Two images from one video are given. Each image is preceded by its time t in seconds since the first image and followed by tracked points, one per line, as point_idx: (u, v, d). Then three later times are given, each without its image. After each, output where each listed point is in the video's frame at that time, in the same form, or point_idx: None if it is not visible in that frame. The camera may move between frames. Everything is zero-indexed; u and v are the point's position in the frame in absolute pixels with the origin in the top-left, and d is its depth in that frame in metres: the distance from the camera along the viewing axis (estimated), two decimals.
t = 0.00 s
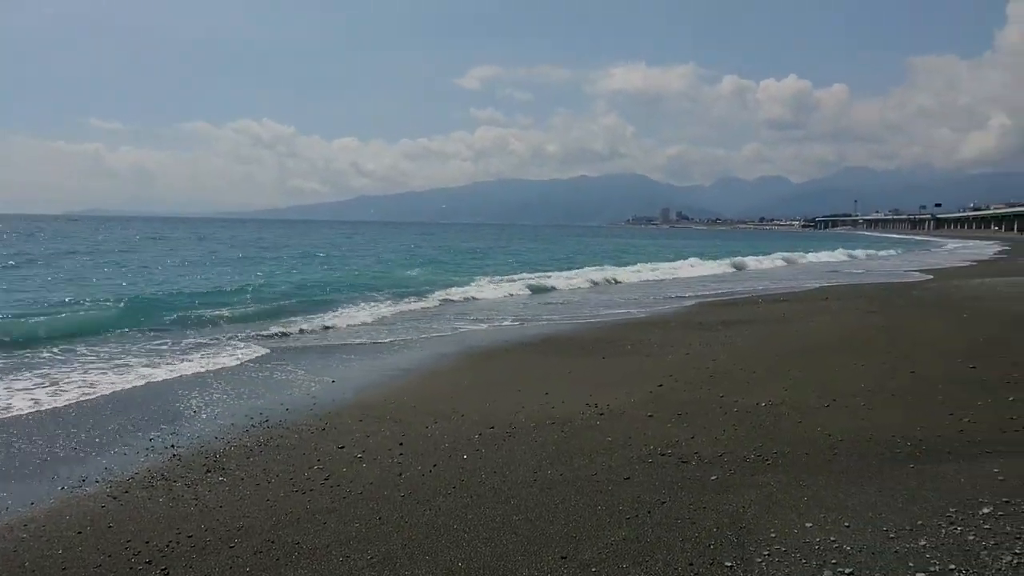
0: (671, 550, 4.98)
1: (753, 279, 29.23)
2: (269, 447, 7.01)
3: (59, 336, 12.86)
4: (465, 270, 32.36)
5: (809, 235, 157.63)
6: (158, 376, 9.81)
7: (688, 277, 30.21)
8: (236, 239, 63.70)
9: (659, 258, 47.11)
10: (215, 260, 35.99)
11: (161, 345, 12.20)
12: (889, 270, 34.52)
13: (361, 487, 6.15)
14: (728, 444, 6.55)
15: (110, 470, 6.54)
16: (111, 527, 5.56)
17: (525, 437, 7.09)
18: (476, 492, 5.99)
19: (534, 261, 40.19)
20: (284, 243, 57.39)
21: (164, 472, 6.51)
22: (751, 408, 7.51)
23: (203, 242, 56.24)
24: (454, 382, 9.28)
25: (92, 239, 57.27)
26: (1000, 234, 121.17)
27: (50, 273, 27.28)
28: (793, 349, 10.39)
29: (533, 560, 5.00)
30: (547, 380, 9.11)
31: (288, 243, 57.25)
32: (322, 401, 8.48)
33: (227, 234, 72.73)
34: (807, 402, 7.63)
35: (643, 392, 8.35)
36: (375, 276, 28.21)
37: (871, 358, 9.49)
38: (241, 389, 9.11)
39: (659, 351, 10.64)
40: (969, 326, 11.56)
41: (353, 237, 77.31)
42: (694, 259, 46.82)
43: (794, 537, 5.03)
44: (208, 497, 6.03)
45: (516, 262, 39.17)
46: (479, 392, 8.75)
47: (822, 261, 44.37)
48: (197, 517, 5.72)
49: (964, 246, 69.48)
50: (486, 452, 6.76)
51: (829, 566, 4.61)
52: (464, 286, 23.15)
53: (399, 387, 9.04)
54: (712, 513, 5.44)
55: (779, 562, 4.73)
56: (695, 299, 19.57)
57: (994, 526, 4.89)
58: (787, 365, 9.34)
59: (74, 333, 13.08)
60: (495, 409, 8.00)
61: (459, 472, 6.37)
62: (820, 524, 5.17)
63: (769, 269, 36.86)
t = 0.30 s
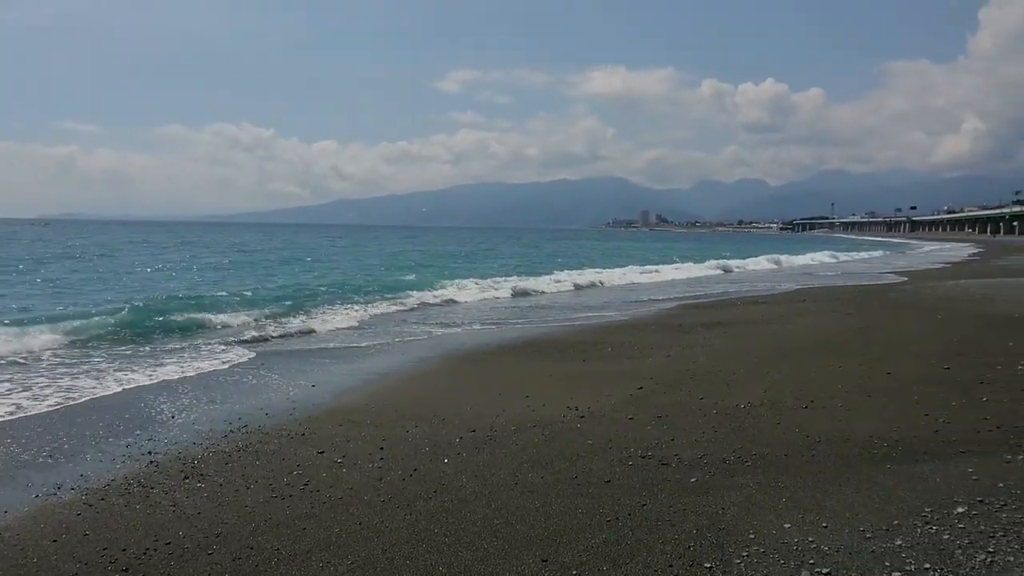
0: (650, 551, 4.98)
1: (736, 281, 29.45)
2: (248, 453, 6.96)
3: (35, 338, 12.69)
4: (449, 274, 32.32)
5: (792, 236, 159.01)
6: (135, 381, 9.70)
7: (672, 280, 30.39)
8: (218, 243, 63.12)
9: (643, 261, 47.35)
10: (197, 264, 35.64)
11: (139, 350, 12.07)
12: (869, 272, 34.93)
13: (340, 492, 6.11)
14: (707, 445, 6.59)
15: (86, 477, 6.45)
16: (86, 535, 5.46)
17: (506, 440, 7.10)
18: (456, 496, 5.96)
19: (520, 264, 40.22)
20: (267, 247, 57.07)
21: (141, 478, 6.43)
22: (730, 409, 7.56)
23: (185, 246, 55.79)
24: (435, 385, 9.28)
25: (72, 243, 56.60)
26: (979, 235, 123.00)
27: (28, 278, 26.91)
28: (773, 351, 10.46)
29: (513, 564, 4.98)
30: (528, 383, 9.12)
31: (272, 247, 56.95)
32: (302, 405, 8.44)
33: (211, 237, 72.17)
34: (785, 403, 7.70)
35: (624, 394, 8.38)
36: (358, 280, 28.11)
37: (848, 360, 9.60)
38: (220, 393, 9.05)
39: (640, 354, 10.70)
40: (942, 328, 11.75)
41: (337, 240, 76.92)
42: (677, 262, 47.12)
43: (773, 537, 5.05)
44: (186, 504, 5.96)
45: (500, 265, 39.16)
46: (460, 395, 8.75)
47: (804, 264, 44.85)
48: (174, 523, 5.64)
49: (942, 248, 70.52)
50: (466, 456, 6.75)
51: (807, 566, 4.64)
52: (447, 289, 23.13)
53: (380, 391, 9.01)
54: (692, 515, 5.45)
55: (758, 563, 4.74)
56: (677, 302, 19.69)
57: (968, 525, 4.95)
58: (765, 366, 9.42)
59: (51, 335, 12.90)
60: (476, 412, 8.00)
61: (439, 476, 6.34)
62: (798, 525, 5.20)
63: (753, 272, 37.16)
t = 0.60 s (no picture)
0: (634, 554, 4.98)
1: (720, 284, 29.62)
2: (229, 458, 6.90)
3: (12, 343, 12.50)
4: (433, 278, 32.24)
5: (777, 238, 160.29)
6: (114, 388, 9.57)
7: (657, 283, 30.53)
8: (203, 247, 62.65)
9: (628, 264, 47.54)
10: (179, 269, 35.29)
11: (116, 356, 11.91)
12: (850, 273, 35.33)
13: (323, 498, 6.06)
14: (689, 448, 6.62)
15: (64, 485, 6.36)
16: (64, 543, 5.37)
17: (489, 444, 7.09)
18: (440, 500, 5.94)
19: (506, 267, 40.19)
20: (251, 250, 56.69)
21: (121, 485, 6.34)
22: (711, 412, 7.60)
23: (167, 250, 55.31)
24: (418, 389, 9.26)
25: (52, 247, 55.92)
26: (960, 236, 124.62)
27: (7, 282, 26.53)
28: (754, 353, 10.53)
29: (497, 568, 4.96)
30: (512, 387, 9.12)
31: (256, 250, 56.59)
32: (284, 410, 8.38)
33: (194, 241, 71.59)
34: (766, 405, 7.74)
35: (606, 397, 8.40)
36: (342, 284, 27.96)
37: (828, 362, 9.68)
38: (201, 399, 8.97)
39: (623, 357, 10.73)
40: (920, 329, 11.91)
41: (321, 243, 76.46)
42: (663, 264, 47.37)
43: (755, 539, 5.06)
44: (166, 511, 5.88)
45: (485, 269, 39.10)
46: (443, 399, 8.73)
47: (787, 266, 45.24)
48: (154, 531, 5.56)
49: (923, 250, 71.43)
50: (449, 460, 6.73)
51: (789, 567, 4.66)
52: (432, 292, 23.08)
53: (361, 395, 8.99)
54: (675, 518, 5.46)
55: (741, 564, 4.75)
56: (661, 305, 19.79)
57: (947, 525, 5.00)
58: (746, 369, 9.47)
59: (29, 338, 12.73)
60: (459, 416, 7.99)
61: (422, 481, 6.32)
62: (781, 527, 5.22)
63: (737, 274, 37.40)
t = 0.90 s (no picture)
0: (619, 556, 4.99)
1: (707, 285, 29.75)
2: (213, 463, 6.84)
3: None
4: (420, 279, 32.15)
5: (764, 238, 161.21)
6: (95, 391, 9.48)
7: (644, 284, 30.63)
8: (187, 249, 62.05)
9: (616, 266, 47.69)
10: (164, 271, 34.97)
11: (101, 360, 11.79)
12: (836, 274, 35.57)
13: (307, 502, 6.02)
14: (674, 450, 6.64)
15: (44, 491, 6.27)
16: (44, 549, 5.29)
17: (474, 447, 7.07)
18: (425, 503, 5.92)
19: (495, 269, 40.15)
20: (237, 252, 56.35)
21: (102, 491, 6.27)
22: (696, 413, 7.62)
23: (152, 252, 54.86)
24: (403, 392, 9.22)
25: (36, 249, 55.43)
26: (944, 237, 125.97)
27: None
28: (738, 354, 10.58)
29: (483, 570, 4.94)
30: (497, 389, 9.11)
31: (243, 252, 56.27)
32: (268, 414, 8.32)
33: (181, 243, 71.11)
34: (751, 406, 7.78)
35: (591, 399, 8.41)
36: (328, 286, 27.84)
37: (812, 362, 9.74)
38: (185, 402, 8.88)
39: (608, 358, 10.74)
40: (901, 330, 12.03)
41: (309, 245, 76.18)
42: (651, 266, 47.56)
43: (740, 540, 5.08)
44: (148, 516, 5.82)
45: (472, 271, 39.06)
46: (428, 402, 8.70)
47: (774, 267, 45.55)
48: (136, 536, 5.50)
49: (906, 251, 72.18)
50: (434, 463, 6.71)
51: (773, 567, 4.68)
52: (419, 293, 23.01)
53: (346, 397, 8.94)
54: (660, 519, 5.47)
55: (725, 565, 4.75)
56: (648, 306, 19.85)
57: (929, 524, 5.04)
58: (731, 370, 9.51)
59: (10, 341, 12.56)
60: (445, 418, 7.97)
61: (407, 484, 6.29)
62: (765, 527, 5.24)
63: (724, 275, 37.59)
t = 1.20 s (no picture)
0: (605, 558, 4.99)
1: (694, 288, 29.90)
2: (196, 467, 6.78)
3: None
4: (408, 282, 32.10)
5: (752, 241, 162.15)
6: (78, 395, 9.38)
7: (632, 287, 30.75)
8: (173, 252, 61.56)
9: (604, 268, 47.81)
10: (150, 274, 34.70)
11: (84, 361, 11.70)
12: (821, 277, 35.86)
13: (292, 506, 5.98)
14: (660, 451, 6.66)
15: (24, 496, 6.18)
16: (24, 556, 5.21)
17: (460, 449, 7.06)
18: (411, 507, 5.89)
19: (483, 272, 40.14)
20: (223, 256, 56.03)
21: (83, 496, 6.19)
22: (682, 415, 7.65)
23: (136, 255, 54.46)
24: (390, 395, 9.19)
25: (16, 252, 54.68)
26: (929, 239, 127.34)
27: None
28: (724, 355, 10.62)
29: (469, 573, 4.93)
30: (483, 391, 9.10)
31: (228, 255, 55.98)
32: (253, 417, 8.27)
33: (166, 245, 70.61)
34: (736, 407, 7.83)
35: (577, 401, 8.43)
36: (315, 289, 27.71)
37: (796, 364, 9.81)
38: (168, 406, 8.80)
39: (594, 360, 10.77)
40: (884, 331, 12.16)
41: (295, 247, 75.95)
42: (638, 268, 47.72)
43: (727, 541, 5.09)
44: (131, 521, 5.76)
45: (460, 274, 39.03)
46: (414, 404, 8.68)
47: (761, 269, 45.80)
48: (118, 541, 5.43)
49: (891, 253, 72.81)
50: (420, 466, 6.69)
51: (758, 568, 4.71)
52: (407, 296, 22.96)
53: (331, 400, 8.91)
54: (646, 520, 5.48)
55: (711, 567, 4.76)
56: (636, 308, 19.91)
57: (913, 524, 5.09)
58: (716, 372, 9.55)
59: None
60: (432, 421, 7.96)
61: (393, 487, 6.26)
62: (751, 528, 5.26)
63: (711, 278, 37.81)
